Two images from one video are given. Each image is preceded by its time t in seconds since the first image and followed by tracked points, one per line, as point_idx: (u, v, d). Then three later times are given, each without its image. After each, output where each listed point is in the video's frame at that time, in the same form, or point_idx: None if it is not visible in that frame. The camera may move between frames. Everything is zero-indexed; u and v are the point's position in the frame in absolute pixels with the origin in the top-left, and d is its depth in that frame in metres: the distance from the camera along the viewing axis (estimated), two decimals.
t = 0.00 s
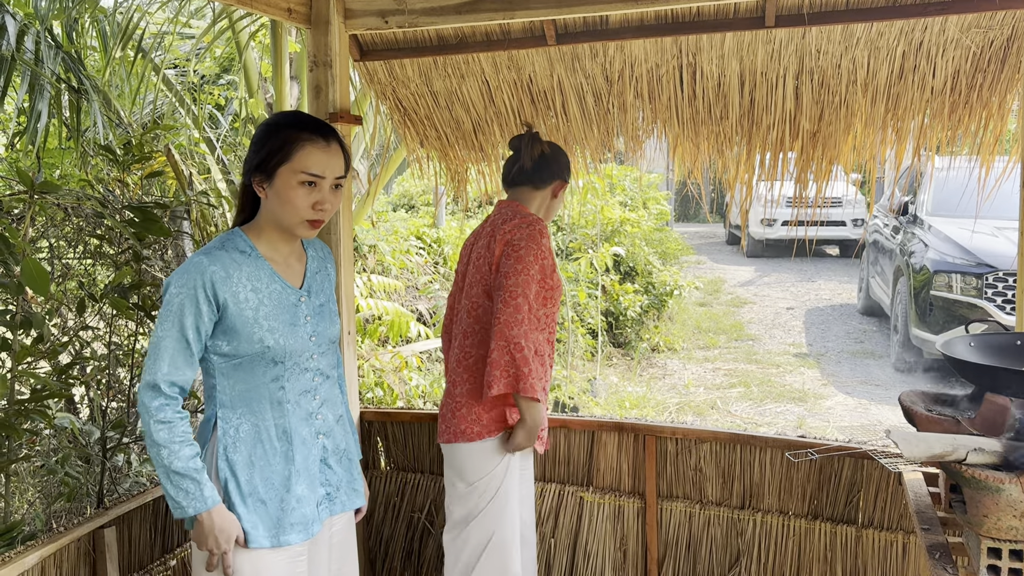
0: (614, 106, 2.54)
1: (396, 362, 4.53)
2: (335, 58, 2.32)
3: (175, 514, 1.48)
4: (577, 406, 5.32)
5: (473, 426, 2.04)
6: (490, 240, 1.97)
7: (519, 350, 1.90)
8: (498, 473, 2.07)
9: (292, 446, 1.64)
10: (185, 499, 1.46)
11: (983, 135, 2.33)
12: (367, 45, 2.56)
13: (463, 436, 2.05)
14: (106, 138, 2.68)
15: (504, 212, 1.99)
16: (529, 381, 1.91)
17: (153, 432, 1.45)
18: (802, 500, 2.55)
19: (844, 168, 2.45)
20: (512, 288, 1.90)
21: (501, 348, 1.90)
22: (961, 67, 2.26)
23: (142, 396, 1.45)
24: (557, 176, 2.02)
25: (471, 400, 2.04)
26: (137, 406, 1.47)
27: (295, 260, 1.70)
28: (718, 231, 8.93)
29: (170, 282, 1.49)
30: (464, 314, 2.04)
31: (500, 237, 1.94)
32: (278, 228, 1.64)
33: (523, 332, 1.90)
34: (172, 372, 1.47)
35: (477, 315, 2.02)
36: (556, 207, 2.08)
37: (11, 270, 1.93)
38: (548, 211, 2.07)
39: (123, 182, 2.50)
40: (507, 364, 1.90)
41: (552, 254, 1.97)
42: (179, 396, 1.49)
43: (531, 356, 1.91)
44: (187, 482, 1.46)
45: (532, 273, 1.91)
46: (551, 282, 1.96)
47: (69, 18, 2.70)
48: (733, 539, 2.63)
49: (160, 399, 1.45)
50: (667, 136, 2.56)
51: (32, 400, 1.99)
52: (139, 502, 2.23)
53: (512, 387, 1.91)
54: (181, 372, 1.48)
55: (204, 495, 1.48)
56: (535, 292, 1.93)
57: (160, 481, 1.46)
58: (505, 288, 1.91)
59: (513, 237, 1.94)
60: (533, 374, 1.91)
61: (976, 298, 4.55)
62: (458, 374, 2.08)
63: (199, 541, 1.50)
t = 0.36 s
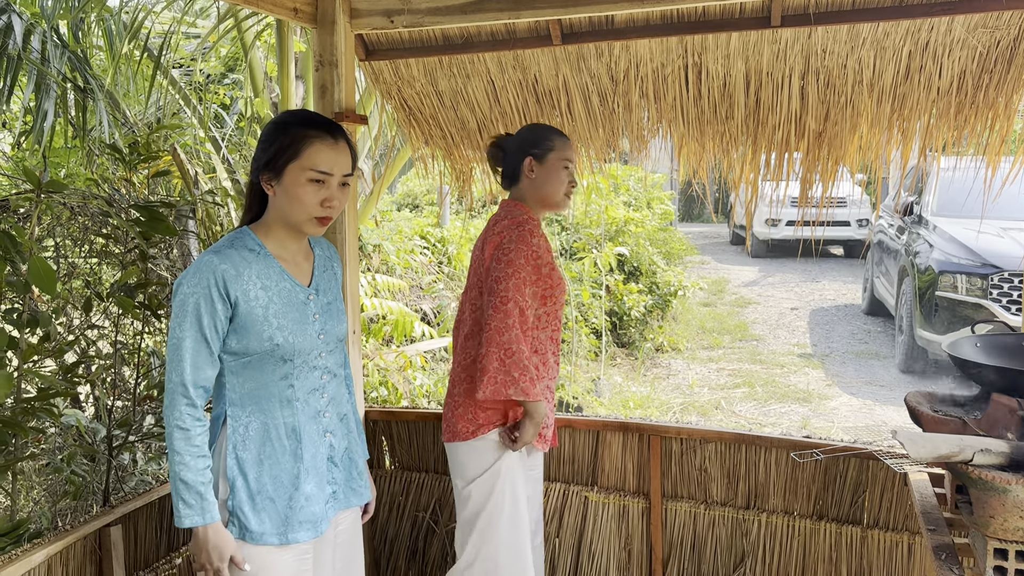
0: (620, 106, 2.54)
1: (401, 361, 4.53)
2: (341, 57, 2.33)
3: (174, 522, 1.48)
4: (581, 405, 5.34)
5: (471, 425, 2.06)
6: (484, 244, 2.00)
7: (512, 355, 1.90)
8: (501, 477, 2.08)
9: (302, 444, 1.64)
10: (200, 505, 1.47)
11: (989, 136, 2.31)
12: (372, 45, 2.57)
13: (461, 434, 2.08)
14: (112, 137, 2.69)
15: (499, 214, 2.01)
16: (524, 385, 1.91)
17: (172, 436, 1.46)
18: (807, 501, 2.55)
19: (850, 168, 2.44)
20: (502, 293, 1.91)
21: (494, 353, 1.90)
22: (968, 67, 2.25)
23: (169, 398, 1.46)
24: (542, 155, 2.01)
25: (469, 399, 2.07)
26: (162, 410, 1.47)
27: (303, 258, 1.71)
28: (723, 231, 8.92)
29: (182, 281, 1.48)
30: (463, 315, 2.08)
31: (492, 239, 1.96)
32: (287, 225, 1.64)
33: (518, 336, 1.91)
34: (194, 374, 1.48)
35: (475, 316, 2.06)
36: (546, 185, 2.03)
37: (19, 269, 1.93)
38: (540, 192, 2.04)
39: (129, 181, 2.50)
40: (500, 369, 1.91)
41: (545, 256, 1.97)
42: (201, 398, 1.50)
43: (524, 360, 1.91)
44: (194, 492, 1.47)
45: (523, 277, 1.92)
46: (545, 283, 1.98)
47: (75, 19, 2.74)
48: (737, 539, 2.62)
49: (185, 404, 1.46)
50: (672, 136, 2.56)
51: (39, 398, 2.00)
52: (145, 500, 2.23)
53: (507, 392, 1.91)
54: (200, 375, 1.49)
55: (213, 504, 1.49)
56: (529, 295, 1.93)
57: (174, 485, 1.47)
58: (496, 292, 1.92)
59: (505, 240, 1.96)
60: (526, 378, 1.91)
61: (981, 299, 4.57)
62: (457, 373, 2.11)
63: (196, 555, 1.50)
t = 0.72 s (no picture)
0: (624, 107, 2.54)
1: (405, 362, 4.53)
2: (346, 57, 2.33)
3: (186, 523, 1.48)
4: (585, 406, 5.34)
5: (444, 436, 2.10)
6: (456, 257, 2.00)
7: (464, 376, 1.92)
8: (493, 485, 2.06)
9: (307, 444, 1.64)
10: (211, 506, 1.47)
11: (996, 136, 2.31)
12: (377, 45, 2.57)
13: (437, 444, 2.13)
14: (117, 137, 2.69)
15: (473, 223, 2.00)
16: (475, 406, 1.90)
17: (185, 436, 1.46)
18: (811, 503, 2.54)
19: (855, 169, 2.44)
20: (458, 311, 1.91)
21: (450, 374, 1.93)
22: (973, 68, 2.24)
23: (181, 397, 1.46)
24: (516, 150, 2.00)
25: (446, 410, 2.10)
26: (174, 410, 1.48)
27: (306, 257, 1.71)
28: (728, 232, 8.91)
29: (187, 281, 1.48)
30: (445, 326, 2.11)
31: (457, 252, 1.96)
32: (289, 225, 1.64)
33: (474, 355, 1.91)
34: (205, 374, 1.48)
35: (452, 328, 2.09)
36: (523, 183, 2.01)
37: (23, 268, 1.92)
38: (519, 189, 2.03)
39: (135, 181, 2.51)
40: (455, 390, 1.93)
41: (508, 268, 1.93)
42: (213, 397, 1.50)
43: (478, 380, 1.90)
44: (207, 491, 1.47)
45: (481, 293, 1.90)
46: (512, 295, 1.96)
47: (81, 18, 2.75)
48: (742, 541, 2.62)
49: (195, 403, 1.47)
50: (677, 137, 2.56)
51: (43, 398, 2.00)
52: (149, 500, 2.22)
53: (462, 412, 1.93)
54: (210, 374, 1.49)
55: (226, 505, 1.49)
56: (491, 309, 1.90)
57: (187, 485, 1.47)
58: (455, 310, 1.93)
59: (469, 252, 1.95)
60: (479, 399, 1.90)
61: (987, 301, 4.54)
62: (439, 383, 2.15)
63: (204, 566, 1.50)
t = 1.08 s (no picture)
0: (631, 108, 2.54)
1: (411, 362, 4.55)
2: (352, 58, 2.33)
3: (196, 521, 1.48)
4: (590, 407, 5.34)
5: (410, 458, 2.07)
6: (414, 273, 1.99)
7: (404, 394, 1.88)
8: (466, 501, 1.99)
9: (309, 441, 1.65)
10: (219, 505, 1.47)
11: (1004, 140, 2.32)
12: (383, 45, 2.57)
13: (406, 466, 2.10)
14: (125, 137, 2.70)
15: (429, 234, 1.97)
16: (413, 425, 1.86)
17: (193, 434, 1.46)
18: (816, 505, 2.53)
19: (862, 170, 2.43)
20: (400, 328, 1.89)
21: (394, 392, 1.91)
22: (981, 69, 2.23)
23: (188, 396, 1.47)
24: (477, 152, 1.95)
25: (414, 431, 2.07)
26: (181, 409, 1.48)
27: (308, 256, 1.72)
28: (734, 234, 8.88)
29: (191, 279, 1.49)
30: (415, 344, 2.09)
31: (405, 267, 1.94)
32: (291, 223, 1.65)
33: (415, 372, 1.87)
34: (212, 372, 1.48)
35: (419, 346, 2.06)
36: (484, 188, 1.97)
37: (31, 267, 1.93)
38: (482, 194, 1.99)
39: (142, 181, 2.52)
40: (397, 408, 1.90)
41: (451, 279, 1.88)
42: (220, 395, 1.50)
43: (416, 398, 1.86)
44: (216, 490, 1.48)
45: (422, 306, 1.86)
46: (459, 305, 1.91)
47: (90, 18, 2.77)
48: (747, 542, 2.61)
49: (204, 401, 1.47)
50: (683, 138, 2.55)
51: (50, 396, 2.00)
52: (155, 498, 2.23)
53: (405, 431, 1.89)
54: (216, 373, 1.49)
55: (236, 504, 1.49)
56: (433, 323, 1.85)
57: (197, 483, 1.47)
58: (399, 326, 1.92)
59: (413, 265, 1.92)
60: (416, 417, 1.86)
61: (995, 303, 4.54)
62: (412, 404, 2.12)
63: (222, 564, 1.49)
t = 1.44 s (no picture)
0: (639, 111, 2.54)
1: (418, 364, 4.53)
2: (362, 61, 2.34)
3: (196, 523, 1.49)
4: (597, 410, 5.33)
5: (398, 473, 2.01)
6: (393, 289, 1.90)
7: (384, 418, 1.81)
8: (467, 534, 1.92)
9: (315, 443, 1.66)
10: (221, 508, 1.48)
11: (1013, 143, 2.30)
12: (392, 49, 2.58)
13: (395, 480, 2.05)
14: (135, 138, 2.72)
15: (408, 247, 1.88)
16: (393, 450, 1.79)
17: (198, 436, 1.47)
18: (823, 509, 2.53)
19: (870, 175, 2.43)
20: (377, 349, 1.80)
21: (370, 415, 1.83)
22: (991, 74, 2.23)
23: (193, 398, 1.47)
24: (456, 160, 1.83)
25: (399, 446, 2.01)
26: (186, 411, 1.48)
27: (314, 258, 1.73)
28: (742, 237, 8.85)
29: (197, 281, 1.50)
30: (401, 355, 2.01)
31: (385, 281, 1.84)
32: (297, 225, 1.66)
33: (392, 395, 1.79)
34: (217, 374, 1.49)
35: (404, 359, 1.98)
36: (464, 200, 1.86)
37: (42, 268, 1.93)
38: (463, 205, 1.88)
39: (152, 182, 2.53)
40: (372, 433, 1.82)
41: (429, 298, 1.77)
42: (224, 397, 1.51)
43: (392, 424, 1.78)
44: (218, 493, 1.48)
45: (398, 328, 1.76)
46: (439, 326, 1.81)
47: (101, 20, 2.78)
48: (753, 547, 2.60)
49: (208, 403, 1.48)
50: (692, 141, 2.55)
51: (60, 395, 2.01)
52: (164, 498, 2.24)
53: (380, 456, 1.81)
54: (221, 375, 1.50)
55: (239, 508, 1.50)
56: (411, 346, 1.75)
57: (198, 484, 1.48)
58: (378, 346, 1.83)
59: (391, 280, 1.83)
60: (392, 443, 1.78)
61: (1003, 309, 4.45)
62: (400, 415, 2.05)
63: (216, 565, 1.50)
